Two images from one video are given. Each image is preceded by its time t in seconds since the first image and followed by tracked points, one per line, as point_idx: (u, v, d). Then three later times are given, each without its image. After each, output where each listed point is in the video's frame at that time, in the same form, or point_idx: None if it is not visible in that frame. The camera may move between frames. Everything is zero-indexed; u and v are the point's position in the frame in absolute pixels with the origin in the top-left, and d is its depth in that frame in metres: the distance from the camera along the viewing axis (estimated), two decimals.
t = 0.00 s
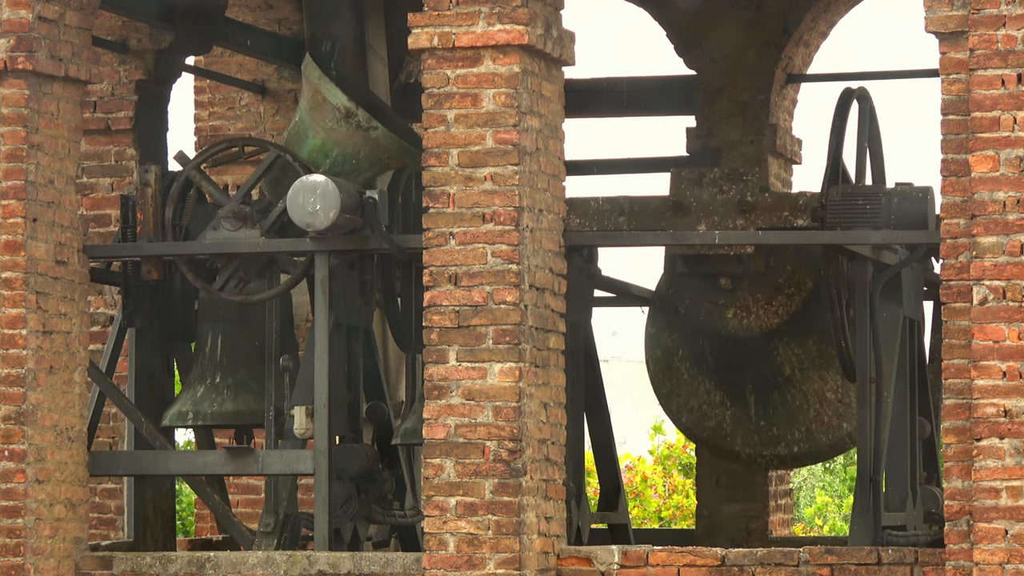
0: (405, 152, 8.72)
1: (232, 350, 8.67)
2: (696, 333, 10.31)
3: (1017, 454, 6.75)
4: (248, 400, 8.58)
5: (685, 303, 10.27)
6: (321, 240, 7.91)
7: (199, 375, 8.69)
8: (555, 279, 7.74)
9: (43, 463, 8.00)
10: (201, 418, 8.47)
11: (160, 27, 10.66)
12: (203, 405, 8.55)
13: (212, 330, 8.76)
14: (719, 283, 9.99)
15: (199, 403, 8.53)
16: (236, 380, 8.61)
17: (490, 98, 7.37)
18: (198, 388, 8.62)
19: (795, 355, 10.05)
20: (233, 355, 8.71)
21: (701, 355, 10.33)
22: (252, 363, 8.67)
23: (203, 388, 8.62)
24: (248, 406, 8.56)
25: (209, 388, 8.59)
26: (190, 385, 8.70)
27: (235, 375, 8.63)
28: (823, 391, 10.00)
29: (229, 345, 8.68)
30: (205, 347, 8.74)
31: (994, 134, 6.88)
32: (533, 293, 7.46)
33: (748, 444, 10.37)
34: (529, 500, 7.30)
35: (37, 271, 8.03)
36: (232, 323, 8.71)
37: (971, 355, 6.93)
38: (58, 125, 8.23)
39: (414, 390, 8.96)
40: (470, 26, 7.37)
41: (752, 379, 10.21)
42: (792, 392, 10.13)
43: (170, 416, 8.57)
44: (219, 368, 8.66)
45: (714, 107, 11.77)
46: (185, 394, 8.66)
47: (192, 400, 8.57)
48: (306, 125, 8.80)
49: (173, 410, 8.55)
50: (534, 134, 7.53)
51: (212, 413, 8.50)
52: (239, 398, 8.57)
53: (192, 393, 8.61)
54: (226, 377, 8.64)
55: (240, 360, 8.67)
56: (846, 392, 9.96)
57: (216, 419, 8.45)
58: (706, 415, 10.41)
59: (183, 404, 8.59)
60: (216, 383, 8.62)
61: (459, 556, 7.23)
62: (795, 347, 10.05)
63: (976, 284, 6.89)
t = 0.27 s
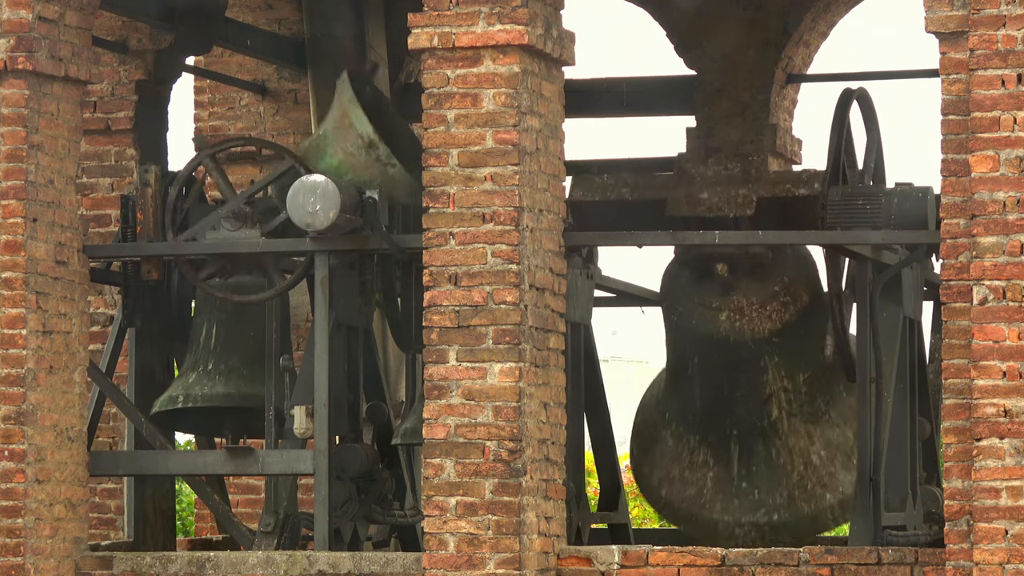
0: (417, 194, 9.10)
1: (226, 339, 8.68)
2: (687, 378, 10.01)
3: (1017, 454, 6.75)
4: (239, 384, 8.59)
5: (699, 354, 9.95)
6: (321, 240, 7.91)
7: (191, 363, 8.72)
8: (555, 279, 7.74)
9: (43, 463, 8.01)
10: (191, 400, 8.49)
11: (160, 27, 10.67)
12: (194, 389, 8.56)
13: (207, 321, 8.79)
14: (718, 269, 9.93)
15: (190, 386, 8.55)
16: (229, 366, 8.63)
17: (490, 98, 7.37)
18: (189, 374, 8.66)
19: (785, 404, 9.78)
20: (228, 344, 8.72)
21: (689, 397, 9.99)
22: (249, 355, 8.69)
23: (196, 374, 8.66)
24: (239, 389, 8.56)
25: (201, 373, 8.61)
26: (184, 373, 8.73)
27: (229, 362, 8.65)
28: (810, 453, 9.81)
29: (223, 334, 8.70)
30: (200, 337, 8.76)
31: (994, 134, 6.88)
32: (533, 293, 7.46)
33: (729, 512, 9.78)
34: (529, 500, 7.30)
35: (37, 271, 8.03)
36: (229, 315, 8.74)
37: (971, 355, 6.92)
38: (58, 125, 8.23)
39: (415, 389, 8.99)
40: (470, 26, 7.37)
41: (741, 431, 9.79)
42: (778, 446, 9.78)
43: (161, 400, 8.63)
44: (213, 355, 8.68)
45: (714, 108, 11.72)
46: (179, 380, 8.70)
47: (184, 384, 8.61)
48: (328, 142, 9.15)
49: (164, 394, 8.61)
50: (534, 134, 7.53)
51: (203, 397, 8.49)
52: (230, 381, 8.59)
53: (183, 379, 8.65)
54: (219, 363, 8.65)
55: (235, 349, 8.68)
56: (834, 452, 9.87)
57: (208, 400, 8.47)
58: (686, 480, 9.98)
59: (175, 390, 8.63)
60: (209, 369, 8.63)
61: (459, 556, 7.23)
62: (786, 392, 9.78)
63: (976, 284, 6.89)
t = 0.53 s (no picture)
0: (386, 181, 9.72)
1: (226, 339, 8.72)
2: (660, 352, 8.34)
3: (1017, 454, 6.75)
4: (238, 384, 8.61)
5: (678, 322, 8.33)
6: (321, 239, 7.91)
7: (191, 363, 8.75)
8: (555, 279, 7.74)
9: (43, 463, 8.01)
10: (191, 399, 8.52)
11: (160, 27, 10.67)
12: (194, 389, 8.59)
13: (207, 321, 8.81)
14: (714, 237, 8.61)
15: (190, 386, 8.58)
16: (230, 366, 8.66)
17: (490, 98, 7.37)
18: (188, 374, 8.70)
19: (756, 393, 8.14)
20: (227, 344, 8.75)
21: (655, 386, 8.31)
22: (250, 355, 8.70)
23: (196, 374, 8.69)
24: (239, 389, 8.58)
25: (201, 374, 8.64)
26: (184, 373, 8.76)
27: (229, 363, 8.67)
28: (771, 452, 8.05)
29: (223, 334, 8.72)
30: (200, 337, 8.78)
31: (994, 134, 6.88)
32: (533, 293, 7.47)
33: (676, 490, 8.03)
34: (529, 500, 7.30)
35: (37, 271, 8.03)
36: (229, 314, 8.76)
37: (971, 355, 6.92)
38: (58, 125, 8.23)
39: (415, 390, 9.01)
40: (470, 26, 7.37)
41: (702, 410, 8.16)
42: (739, 435, 8.07)
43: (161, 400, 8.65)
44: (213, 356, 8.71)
45: (714, 107, 11.64)
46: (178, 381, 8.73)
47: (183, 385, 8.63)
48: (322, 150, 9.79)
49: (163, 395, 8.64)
50: (534, 134, 7.53)
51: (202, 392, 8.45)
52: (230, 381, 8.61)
53: (183, 379, 8.67)
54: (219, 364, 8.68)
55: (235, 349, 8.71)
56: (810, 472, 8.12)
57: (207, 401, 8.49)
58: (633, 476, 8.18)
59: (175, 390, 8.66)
60: (210, 369, 8.66)
61: (459, 556, 7.23)
62: (760, 379, 8.16)
63: (976, 284, 6.89)
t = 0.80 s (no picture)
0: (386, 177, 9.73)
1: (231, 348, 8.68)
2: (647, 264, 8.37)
3: (1017, 454, 6.75)
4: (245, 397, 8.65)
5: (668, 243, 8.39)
6: (321, 239, 7.91)
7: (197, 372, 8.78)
8: (555, 279, 7.74)
9: (43, 463, 8.00)
10: (198, 414, 8.59)
11: (160, 27, 10.67)
12: (201, 402, 8.66)
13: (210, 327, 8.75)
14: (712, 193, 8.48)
15: (197, 401, 8.64)
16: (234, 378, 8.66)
17: (490, 98, 7.37)
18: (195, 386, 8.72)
19: (739, 285, 8.12)
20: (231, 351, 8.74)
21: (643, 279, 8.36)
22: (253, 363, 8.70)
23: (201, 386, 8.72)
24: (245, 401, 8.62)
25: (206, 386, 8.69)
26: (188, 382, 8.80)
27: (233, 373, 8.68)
28: (745, 315, 7.86)
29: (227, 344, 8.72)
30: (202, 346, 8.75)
31: (994, 134, 6.88)
32: (533, 293, 7.46)
33: (646, 316, 7.80)
34: (529, 500, 7.30)
35: (37, 271, 8.03)
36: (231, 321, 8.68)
37: (971, 355, 6.92)
38: (58, 125, 8.23)
39: (415, 389, 8.94)
40: (470, 26, 7.37)
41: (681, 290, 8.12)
42: (717, 303, 7.93)
43: (170, 413, 8.71)
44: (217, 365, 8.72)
45: (714, 108, 11.76)
46: (183, 390, 8.78)
47: (190, 398, 8.69)
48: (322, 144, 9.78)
49: (172, 407, 8.70)
50: (534, 134, 7.53)
51: (209, 410, 8.60)
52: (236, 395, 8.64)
53: (190, 391, 8.72)
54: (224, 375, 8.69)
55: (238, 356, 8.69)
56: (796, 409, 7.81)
57: (216, 416, 8.56)
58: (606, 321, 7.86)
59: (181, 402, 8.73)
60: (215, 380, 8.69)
61: (459, 556, 7.23)
62: (744, 280, 8.16)
63: (976, 284, 6.89)
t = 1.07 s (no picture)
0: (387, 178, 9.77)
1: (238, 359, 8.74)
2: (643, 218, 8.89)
3: (1017, 454, 6.75)
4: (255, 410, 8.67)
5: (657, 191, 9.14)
6: (321, 239, 7.91)
7: (205, 383, 8.78)
8: (555, 279, 7.74)
9: (43, 464, 8.00)
10: (210, 428, 8.57)
11: (160, 27, 10.67)
12: (212, 415, 8.65)
13: (217, 336, 8.81)
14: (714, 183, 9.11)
15: (208, 413, 8.63)
16: (242, 391, 8.69)
17: (490, 98, 7.37)
18: (204, 396, 8.72)
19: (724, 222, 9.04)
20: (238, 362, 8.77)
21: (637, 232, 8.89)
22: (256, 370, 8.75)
23: (211, 396, 8.73)
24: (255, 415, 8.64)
25: (216, 398, 8.68)
26: (197, 393, 8.79)
27: (241, 385, 8.71)
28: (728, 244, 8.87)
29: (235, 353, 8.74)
30: (210, 354, 8.80)
31: (994, 134, 6.88)
32: (533, 293, 7.46)
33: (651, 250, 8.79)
34: (529, 500, 7.30)
35: (37, 271, 8.03)
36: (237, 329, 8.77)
37: (971, 355, 6.92)
38: (58, 125, 8.23)
39: (415, 390, 8.90)
40: (470, 26, 7.37)
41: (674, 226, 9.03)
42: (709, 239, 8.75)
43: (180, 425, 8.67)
44: (225, 376, 8.73)
45: (714, 107, 11.76)
46: (191, 403, 8.76)
47: (201, 410, 8.67)
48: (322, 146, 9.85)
49: (182, 419, 8.66)
50: (534, 134, 7.53)
51: (220, 424, 8.58)
52: (246, 409, 8.65)
53: (200, 403, 8.71)
54: (232, 386, 8.72)
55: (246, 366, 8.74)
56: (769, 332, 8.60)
57: (226, 430, 8.53)
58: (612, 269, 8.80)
59: (191, 415, 8.69)
60: (224, 392, 8.70)
61: (459, 556, 7.23)
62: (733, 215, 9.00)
63: (976, 284, 6.89)
